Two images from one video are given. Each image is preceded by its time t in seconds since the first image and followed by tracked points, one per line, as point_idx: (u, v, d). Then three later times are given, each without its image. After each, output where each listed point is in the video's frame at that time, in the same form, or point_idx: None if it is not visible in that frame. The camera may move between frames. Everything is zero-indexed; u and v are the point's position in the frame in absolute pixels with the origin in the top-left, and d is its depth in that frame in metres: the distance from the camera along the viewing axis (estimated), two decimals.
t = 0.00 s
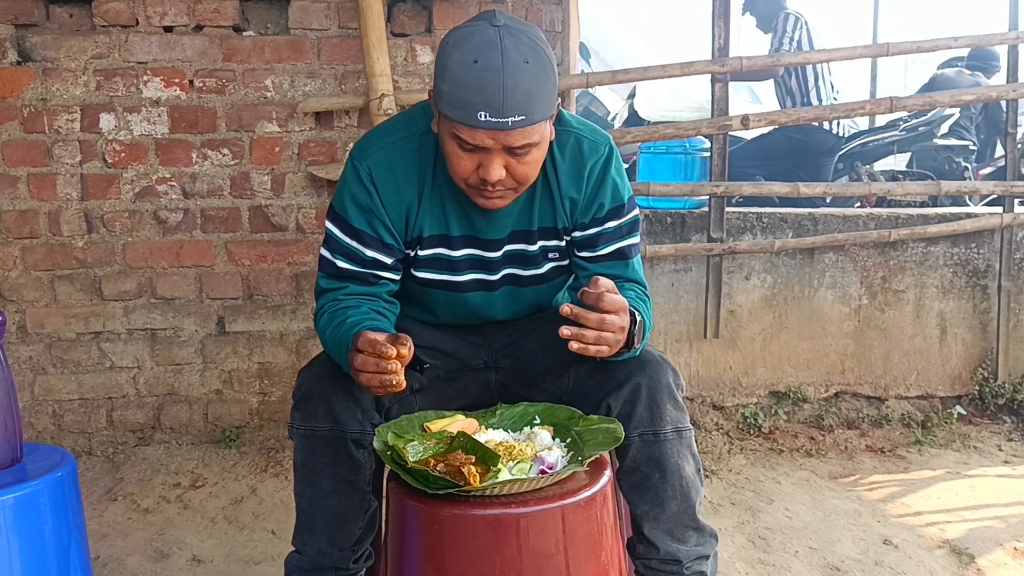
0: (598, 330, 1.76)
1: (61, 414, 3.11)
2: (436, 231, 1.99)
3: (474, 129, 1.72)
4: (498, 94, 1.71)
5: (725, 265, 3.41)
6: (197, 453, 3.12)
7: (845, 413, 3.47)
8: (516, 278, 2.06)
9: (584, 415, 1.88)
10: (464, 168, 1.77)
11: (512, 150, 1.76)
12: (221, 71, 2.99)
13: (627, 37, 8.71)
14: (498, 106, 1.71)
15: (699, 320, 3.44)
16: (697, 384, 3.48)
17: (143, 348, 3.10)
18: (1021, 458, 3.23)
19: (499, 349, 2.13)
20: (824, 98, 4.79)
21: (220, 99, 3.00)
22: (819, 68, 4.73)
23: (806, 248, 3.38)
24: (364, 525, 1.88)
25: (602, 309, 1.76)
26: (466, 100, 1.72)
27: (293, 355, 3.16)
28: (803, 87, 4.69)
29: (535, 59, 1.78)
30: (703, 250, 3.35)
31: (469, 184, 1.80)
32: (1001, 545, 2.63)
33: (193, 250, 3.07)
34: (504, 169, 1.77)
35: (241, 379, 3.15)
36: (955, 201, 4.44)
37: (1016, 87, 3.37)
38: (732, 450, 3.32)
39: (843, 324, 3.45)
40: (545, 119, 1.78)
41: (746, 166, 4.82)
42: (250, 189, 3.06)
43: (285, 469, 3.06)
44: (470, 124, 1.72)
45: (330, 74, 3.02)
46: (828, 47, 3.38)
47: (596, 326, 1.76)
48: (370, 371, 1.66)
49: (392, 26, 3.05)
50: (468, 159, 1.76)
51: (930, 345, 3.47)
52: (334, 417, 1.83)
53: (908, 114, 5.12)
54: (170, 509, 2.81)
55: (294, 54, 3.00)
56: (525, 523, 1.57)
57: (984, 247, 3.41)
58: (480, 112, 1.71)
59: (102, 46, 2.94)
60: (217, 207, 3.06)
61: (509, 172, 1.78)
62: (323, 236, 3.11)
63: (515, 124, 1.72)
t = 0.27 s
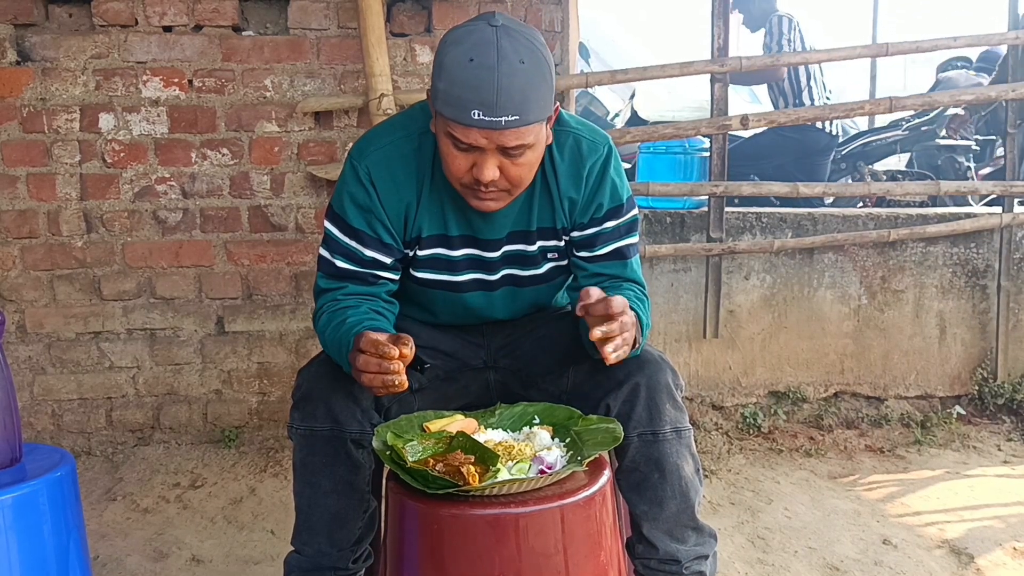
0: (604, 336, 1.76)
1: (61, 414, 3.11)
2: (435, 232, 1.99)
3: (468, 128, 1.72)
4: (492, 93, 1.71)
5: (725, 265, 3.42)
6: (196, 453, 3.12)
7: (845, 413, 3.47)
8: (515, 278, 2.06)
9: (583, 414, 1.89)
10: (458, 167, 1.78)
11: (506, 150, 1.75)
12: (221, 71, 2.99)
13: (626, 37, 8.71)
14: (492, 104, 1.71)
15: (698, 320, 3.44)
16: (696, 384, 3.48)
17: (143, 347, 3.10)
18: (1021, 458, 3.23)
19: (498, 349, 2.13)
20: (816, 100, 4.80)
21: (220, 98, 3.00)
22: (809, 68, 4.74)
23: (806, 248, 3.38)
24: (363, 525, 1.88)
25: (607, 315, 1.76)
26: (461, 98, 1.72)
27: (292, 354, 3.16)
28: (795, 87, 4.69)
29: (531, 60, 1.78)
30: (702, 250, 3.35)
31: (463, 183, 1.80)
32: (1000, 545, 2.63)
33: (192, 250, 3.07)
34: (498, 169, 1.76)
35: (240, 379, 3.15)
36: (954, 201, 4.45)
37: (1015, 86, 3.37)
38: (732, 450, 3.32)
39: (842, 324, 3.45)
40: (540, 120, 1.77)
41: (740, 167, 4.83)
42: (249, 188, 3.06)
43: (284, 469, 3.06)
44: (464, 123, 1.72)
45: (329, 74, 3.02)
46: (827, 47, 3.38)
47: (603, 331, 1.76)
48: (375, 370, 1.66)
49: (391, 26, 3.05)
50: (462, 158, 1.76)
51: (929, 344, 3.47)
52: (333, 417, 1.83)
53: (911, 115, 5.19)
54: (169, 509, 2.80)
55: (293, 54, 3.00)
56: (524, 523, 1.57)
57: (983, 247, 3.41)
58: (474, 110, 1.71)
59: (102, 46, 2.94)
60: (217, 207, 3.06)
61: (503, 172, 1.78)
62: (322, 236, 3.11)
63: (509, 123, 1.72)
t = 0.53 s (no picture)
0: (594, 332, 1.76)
1: (60, 414, 3.11)
2: (434, 233, 1.99)
3: (480, 140, 1.72)
4: (504, 105, 1.70)
5: (724, 264, 3.42)
6: (195, 453, 3.12)
7: (844, 413, 3.47)
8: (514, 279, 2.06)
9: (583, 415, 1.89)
10: (469, 177, 1.78)
11: (517, 160, 1.76)
12: (220, 70, 2.99)
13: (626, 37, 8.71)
14: (505, 117, 1.70)
15: (698, 320, 3.44)
16: (696, 384, 3.48)
17: (142, 347, 3.10)
18: (1020, 458, 3.23)
19: (497, 348, 2.13)
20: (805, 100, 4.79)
21: (219, 98, 3.00)
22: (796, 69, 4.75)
23: (805, 248, 3.38)
24: (362, 525, 1.88)
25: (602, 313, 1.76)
26: (472, 112, 1.71)
27: (292, 354, 3.16)
28: (784, 88, 4.68)
29: (539, 68, 1.77)
30: (702, 250, 3.35)
31: (474, 192, 1.81)
32: (1000, 544, 2.63)
33: (191, 249, 3.07)
34: (509, 178, 1.77)
35: (239, 379, 3.15)
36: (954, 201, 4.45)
37: (1015, 86, 3.37)
38: (731, 449, 3.32)
39: (842, 323, 3.45)
40: (549, 128, 1.78)
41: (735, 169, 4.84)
42: (249, 188, 3.06)
43: (284, 469, 3.06)
44: (477, 135, 1.71)
45: (329, 73, 3.02)
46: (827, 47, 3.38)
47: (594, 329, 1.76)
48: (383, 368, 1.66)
49: (391, 26, 3.05)
50: (473, 169, 1.76)
51: (928, 344, 3.47)
52: (332, 418, 1.83)
53: (906, 114, 5.24)
54: (169, 509, 2.80)
55: (293, 54, 3.00)
56: (523, 523, 1.57)
57: (983, 247, 3.41)
58: (487, 123, 1.71)
59: (101, 46, 2.93)
60: (216, 207, 3.06)
61: (514, 180, 1.78)
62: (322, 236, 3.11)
63: (522, 135, 1.72)
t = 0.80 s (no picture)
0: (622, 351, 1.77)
1: (60, 414, 3.11)
2: (437, 234, 1.99)
3: (492, 143, 1.72)
4: (516, 108, 1.70)
5: (724, 264, 3.42)
6: (195, 453, 3.12)
7: (844, 413, 3.47)
8: (515, 279, 2.06)
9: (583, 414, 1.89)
10: (479, 178, 1.78)
11: (528, 161, 1.76)
12: (220, 71, 2.99)
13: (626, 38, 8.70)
14: (518, 120, 1.70)
15: (697, 320, 3.44)
16: (696, 384, 3.48)
17: (142, 347, 3.10)
18: (1020, 458, 3.23)
19: (497, 348, 2.13)
20: (806, 100, 4.78)
21: (219, 98, 3.00)
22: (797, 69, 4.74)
23: (805, 248, 3.38)
24: (362, 525, 1.87)
25: (635, 333, 1.77)
26: (484, 114, 1.71)
27: (292, 354, 3.16)
28: (783, 87, 4.68)
29: (550, 70, 1.77)
30: (702, 250, 3.35)
31: (483, 193, 1.81)
32: (1000, 544, 2.63)
33: (191, 250, 3.07)
34: (519, 179, 1.78)
35: (239, 379, 3.15)
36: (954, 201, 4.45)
37: (1015, 87, 3.37)
38: (731, 449, 3.32)
39: (842, 323, 3.45)
40: (559, 129, 1.78)
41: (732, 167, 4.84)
42: (249, 188, 3.06)
43: (284, 469, 3.06)
44: (488, 138, 1.71)
45: (329, 73, 3.02)
46: (826, 47, 3.38)
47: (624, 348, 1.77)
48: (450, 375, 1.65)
49: (391, 26, 3.05)
50: (483, 170, 1.77)
51: (928, 344, 3.47)
52: (332, 419, 1.83)
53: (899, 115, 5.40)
54: (169, 510, 2.80)
55: (293, 54, 3.00)
56: (524, 523, 1.57)
57: (983, 247, 3.41)
58: (499, 126, 1.70)
59: (101, 46, 2.93)
60: (216, 207, 3.06)
61: (523, 181, 1.79)
62: (322, 236, 3.11)
63: (534, 137, 1.72)
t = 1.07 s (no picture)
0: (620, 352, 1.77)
1: (61, 415, 3.11)
2: (446, 234, 1.99)
3: (502, 144, 1.72)
4: (527, 109, 1.70)
5: (725, 265, 3.41)
6: (196, 453, 3.12)
7: (845, 413, 3.47)
8: (519, 279, 2.07)
9: (585, 415, 1.89)
10: (486, 179, 1.78)
11: (537, 163, 1.76)
12: (221, 71, 2.99)
13: (627, 38, 8.70)
14: (528, 122, 1.70)
15: (698, 320, 3.44)
16: (697, 384, 3.48)
17: (143, 348, 3.10)
18: (1021, 459, 3.23)
19: (499, 349, 2.13)
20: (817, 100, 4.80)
21: (220, 99, 3.00)
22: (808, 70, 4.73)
23: (806, 248, 3.38)
24: (364, 527, 1.87)
25: (637, 337, 1.76)
26: (495, 115, 1.70)
27: (293, 355, 3.16)
28: (794, 86, 4.69)
29: (562, 73, 1.77)
30: (702, 251, 3.35)
31: (490, 194, 1.81)
32: (1001, 545, 2.63)
33: (192, 250, 3.07)
34: (527, 181, 1.78)
35: (240, 379, 3.15)
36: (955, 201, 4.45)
37: (1015, 87, 3.37)
38: (732, 450, 3.32)
39: (843, 324, 3.45)
40: (568, 132, 1.78)
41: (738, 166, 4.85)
42: (249, 189, 3.06)
43: (285, 469, 3.06)
44: (498, 139, 1.71)
45: (330, 74, 3.02)
46: (827, 48, 3.38)
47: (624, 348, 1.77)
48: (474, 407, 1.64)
49: (391, 26, 3.05)
50: (491, 171, 1.77)
51: (929, 345, 3.47)
52: (334, 420, 1.83)
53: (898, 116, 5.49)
54: (170, 510, 2.80)
55: (294, 54, 3.00)
56: (525, 523, 1.57)
57: (983, 247, 3.41)
58: (509, 127, 1.70)
59: (102, 47, 2.93)
60: (217, 208, 3.06)
61: (532, 183, 1.79)
62: (323, 236, 3.11)
63: (544, 139, 1.72)
